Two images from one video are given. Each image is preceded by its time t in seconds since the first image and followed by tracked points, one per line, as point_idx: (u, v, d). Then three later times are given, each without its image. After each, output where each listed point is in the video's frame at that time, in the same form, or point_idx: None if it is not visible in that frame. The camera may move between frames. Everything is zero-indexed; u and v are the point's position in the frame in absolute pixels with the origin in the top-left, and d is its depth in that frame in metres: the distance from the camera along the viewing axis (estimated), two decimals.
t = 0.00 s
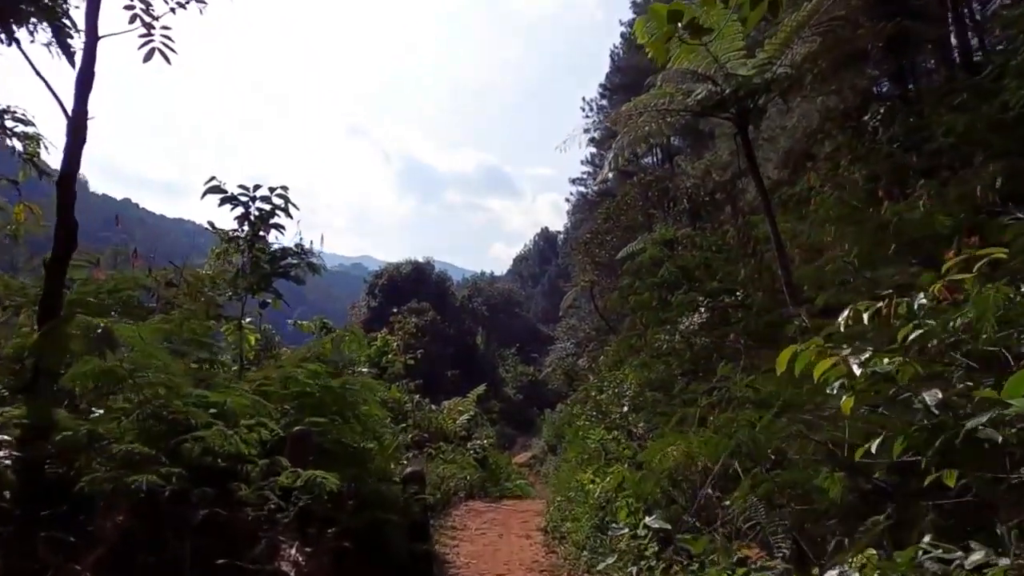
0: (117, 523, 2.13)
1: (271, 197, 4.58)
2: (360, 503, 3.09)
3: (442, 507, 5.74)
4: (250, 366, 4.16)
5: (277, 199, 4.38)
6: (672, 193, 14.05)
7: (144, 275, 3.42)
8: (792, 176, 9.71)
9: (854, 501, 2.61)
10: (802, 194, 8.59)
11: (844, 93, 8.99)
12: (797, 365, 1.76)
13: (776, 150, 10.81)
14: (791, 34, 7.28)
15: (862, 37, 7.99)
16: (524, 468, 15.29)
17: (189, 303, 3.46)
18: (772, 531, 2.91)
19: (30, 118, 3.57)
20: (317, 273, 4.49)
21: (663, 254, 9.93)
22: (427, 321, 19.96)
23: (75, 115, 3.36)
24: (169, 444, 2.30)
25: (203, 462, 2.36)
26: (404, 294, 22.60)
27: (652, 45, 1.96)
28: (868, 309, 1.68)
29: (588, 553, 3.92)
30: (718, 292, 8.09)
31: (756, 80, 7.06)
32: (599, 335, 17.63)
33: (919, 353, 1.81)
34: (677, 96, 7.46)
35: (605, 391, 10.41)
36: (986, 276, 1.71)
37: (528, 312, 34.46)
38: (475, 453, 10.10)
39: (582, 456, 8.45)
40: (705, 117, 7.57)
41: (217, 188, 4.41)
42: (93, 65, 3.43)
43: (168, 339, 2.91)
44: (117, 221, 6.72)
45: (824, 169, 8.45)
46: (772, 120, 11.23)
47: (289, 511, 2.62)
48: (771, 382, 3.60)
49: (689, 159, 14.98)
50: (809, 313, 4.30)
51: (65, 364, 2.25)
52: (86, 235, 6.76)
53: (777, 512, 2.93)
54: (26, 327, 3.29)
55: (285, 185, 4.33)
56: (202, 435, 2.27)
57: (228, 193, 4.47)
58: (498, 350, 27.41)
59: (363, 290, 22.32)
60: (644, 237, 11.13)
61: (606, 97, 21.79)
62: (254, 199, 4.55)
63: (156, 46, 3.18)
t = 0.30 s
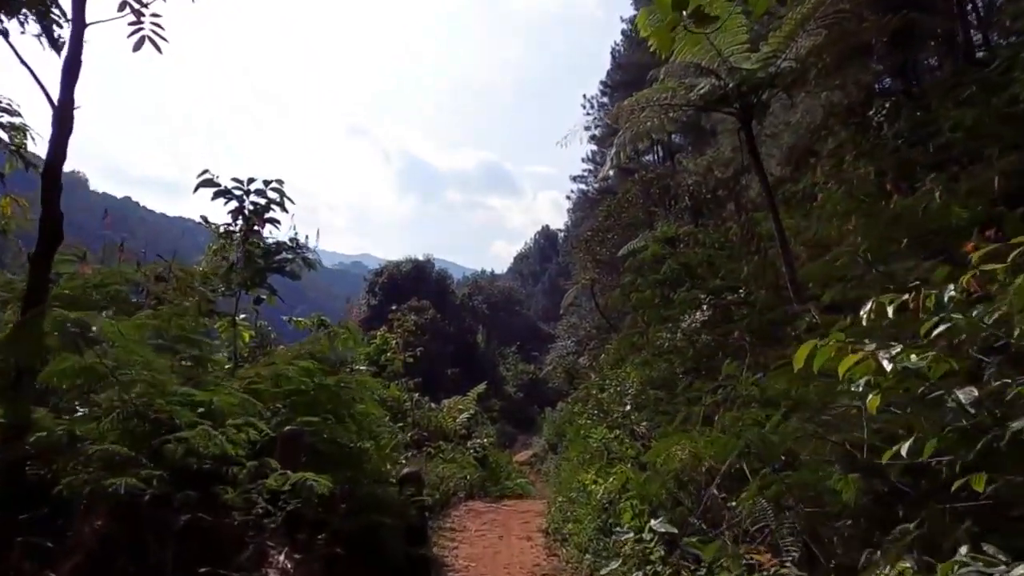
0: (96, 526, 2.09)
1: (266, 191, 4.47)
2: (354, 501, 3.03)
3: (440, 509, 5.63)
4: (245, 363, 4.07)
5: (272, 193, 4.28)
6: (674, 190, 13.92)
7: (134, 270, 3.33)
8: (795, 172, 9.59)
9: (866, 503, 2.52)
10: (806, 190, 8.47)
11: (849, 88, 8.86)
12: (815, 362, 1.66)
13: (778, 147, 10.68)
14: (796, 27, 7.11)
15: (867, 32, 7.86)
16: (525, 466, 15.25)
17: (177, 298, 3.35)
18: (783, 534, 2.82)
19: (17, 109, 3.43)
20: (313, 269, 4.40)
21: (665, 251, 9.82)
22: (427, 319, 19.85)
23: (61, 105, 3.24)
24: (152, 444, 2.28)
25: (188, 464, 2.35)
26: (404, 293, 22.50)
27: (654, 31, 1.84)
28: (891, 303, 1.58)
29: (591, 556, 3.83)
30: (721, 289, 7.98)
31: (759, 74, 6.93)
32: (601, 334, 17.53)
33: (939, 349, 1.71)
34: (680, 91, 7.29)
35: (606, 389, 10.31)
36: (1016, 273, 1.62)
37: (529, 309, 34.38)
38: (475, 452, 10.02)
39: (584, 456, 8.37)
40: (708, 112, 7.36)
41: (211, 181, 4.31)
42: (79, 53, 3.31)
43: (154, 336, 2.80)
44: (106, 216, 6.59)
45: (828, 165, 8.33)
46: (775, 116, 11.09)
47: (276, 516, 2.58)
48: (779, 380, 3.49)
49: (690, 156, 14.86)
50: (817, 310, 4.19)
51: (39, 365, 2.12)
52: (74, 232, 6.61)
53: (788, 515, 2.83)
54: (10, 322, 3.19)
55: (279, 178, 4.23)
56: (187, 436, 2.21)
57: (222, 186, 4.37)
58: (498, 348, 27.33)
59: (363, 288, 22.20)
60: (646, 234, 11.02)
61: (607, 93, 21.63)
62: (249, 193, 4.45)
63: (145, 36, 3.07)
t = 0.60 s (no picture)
0: (71, 529, 2.01)
1: (258, 182, 4.35)
2: (342, 500, 2.94)
3: (438, 508, 5.52)
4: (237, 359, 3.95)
5: (265, 184, 4.16)
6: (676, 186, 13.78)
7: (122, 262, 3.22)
8: (799, 167, 9.44)
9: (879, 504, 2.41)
10: (810, 185, 8.34)
11: (853, 80, 8.71)
12: (833, 353, 1.55)
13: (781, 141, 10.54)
14: (800, 17, 6.91)
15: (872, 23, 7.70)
16: (525, 464, 15.16)
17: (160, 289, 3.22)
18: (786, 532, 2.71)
19: None
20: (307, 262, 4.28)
21: (666, 247, 9.69)
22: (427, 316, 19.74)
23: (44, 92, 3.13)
24: (127, 442, 2.20)
25: (163, 462, 2.29)
26: (405, 290, 22.40)
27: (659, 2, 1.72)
28: (924, 289, 1.46)
29: (592, 558, 3.71)
30: (723, 285, 7.86)
31: (763, 67, 6.69)
32: (602, 331, 17.42)
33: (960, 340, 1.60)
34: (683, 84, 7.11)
35: (607, 387, 10.19)
36: None
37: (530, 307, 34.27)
38: (475, 450, 9.91)
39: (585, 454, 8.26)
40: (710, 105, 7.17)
41: (202, 173, 4.20)
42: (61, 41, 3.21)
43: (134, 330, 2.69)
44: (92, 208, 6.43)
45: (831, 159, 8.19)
46: (778, 110, 10.94)
47: (259, 519, 2.43)
48: (786, 377, 3.37)
49: (691, 152, 14.72)
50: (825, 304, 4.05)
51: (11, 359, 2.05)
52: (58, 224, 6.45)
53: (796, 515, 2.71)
54: None
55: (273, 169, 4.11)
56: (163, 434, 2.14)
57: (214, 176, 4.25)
58: (499, 346, 27.22)
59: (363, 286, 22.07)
60: (647, 230, 10.88)
61: (607, 89, 21.47)
62: (241, 183, 4.33)
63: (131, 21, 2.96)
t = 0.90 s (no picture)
0: (40, 538, 2.02)
1: (251, 176, 4.25)
2: (331, 506, 2.84)
3: (435, 509, 5.42)
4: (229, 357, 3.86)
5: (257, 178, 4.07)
6: (676, 182, 13.66)
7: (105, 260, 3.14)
8: (801, 163, 9.33)
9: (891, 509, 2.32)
10: (812, 180, 8.22)
11: (856, 74, 8.58)
12: (853, 352, 1.44)
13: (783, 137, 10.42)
14: (804, 10, 6.77)
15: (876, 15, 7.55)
16: (525, 462, 15.09)
17: (147, 286, 3.13)
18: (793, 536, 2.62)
19: None
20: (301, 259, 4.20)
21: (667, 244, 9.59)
22: (427, 314, 19.62)
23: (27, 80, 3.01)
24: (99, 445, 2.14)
25: (136, 469, 2.25)
26: (404, 288, 22.30)
27: None
28: (953, 283, 1.35)
29: (592, 562, 3.61)
30: (725, 282, 7.76)
31: (766, 60, 6.51)
32: (602, 329, 17.34)
33: (981, 341, 1.51)
34: (684, 78, 6.89)
35: (608, 385, 10.09)
36: None
37: (530, 304, 34.19)
38: (473, 449, 9.83)
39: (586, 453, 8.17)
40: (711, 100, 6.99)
41: (192, 166, 4.09)
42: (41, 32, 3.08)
43: (115, 328, 2.62)
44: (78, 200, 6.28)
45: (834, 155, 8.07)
46: (779, 105, 10.82)
47: (240, 528, 2.36)
48: (792, 376, 3.27)
49: (692, 148, 14.61)
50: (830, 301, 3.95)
51: None
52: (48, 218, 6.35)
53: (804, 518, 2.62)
54: None
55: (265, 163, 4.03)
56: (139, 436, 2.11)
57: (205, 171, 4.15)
58: (499, 343, 27.15)
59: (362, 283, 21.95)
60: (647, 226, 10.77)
61: (607, 86, 21.31)
62: (233, 178, 4.23)
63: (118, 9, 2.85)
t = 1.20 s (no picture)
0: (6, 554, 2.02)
1: (243, 170, 4.13)
2: (321, 514, 2.80)
3: (434, 512, 5.32)
4: (221, 356, 3.75)
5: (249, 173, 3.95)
6: (678, 179, 13.51)
7: (92, 257, 3.02)
8: (804, 160, 9.20)
9: (910, 520, 2.21)
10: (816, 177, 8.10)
11: (861, 70, 8.44)
12: (888, 356, 1.32)
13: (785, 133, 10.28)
14: (809, 3, 6.61)
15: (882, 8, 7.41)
16: (525, 461, 15.04)
17: (135, 284, 3.01)
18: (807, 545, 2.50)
19: None
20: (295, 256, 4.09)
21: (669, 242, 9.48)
22: (426, 313, 19.46)
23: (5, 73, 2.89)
24: (73, 450, 2.13)
25: (107, 483, 2.28)
26: (403, 287, 22.16)
27: None
28: (994, 280, 1.23)
29: (595, 570, 3.50)
30: (728, 280, 7.63)
31: (770, 55, 6.35)
32: (602, 327, 17.26)
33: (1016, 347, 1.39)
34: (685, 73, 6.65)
35: (609, 384, 9.99)
36: None
37: (530, 303, 34.11)
38: (473, 449, 9.73)
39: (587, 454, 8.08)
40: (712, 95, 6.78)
41: (182, 160, 3.97)
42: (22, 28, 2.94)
43: (97, 325, 2.55)
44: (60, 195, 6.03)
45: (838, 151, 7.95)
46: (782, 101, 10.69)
47: (219, 544, 2.22)
48: (801, 378, 3.15)
49: (693, 146, 14.50)
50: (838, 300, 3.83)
51: None
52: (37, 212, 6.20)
53: (818, 526, 2.50)
54: None
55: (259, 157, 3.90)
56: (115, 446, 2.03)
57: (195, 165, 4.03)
58: (499, 342, 27.06)
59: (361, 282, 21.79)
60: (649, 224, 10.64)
61: (608, 83, 21.18)
62: (225, 172, 4.11)
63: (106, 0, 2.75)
